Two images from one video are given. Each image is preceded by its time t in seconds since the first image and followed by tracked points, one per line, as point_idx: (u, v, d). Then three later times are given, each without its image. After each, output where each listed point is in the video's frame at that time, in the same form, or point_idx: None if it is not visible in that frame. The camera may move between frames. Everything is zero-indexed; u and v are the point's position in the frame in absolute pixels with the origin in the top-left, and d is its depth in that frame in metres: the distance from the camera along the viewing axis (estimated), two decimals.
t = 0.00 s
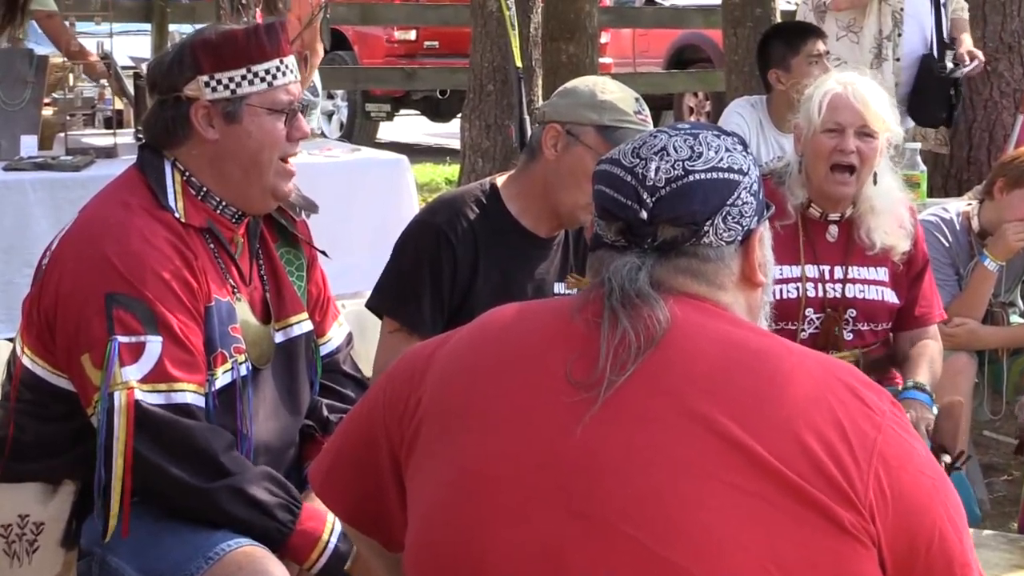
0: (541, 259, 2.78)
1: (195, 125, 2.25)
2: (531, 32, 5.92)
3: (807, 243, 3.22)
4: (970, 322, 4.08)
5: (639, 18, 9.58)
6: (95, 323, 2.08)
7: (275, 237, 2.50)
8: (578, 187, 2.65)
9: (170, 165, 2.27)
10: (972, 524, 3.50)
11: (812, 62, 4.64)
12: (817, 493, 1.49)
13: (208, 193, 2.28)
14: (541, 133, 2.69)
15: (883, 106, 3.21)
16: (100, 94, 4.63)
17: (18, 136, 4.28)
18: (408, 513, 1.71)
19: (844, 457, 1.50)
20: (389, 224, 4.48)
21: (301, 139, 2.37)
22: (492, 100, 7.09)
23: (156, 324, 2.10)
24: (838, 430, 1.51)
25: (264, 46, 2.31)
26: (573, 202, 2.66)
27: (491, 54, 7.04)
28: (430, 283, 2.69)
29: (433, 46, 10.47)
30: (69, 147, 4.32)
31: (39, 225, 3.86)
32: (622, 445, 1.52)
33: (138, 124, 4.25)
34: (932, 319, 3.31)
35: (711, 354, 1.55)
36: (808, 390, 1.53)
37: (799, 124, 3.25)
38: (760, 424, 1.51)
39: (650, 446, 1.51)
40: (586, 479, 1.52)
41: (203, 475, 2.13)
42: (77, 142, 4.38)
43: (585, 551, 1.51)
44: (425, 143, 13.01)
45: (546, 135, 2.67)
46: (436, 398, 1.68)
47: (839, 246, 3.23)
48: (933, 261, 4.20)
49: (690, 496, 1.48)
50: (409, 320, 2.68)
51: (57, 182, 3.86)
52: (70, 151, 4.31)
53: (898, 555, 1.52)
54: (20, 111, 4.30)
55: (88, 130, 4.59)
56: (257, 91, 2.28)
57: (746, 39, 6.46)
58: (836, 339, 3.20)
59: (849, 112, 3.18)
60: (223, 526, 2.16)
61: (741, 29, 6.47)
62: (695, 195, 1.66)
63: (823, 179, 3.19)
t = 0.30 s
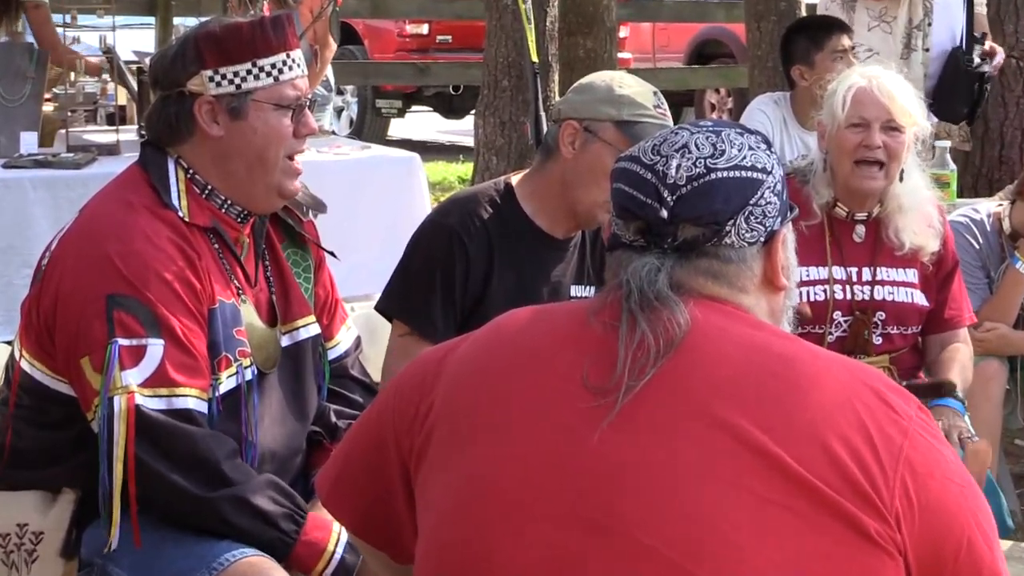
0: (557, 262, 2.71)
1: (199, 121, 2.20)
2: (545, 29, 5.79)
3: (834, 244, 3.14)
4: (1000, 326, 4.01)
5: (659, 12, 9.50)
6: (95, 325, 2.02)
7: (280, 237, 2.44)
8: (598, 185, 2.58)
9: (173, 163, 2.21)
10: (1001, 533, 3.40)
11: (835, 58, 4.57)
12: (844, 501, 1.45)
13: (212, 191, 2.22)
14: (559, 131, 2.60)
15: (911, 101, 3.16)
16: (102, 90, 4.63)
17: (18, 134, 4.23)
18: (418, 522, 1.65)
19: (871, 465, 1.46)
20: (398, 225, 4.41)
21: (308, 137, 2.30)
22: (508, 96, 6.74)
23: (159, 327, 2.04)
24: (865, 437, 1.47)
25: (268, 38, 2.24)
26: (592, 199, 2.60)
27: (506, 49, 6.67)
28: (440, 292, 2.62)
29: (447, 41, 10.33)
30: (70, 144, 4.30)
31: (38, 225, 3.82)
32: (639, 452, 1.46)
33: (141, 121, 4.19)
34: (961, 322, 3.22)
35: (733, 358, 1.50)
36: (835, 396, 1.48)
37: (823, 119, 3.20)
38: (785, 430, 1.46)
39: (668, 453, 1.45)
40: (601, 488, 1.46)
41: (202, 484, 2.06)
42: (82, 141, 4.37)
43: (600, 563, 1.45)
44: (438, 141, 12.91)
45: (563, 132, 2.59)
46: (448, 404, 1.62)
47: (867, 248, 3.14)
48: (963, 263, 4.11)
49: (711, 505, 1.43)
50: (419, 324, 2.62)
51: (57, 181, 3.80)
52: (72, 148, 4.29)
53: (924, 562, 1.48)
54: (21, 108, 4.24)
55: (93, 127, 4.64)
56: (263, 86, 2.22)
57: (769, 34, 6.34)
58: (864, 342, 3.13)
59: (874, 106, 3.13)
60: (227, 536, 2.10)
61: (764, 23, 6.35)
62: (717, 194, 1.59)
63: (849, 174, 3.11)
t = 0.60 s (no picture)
0: (572, 263, 2.63)
1: (199, 116, 2.15)
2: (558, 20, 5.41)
3: (858, 246, 2.97)
4: None
5: (675, 5, 8.97)
6: (93, 327, 1.96)
7: (285, 237, 2.40)
8: (610, 181, 2.52)
9: (174, 160, 2.16)
10: None
11: (856, 53, 4.49)
12: (866, 511, 1.38)
13: (214, 189, 2.17)
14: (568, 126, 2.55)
15: (940, 100, 3.00)
16: (100, 83, 4.78)
17: (15, 129, 4.21)
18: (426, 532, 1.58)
19: (896, 474, 1.39)
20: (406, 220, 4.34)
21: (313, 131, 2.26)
22: (519, 91, 6.27)
23: (158, 330, 1.99)
24: (890, 445, 1.40)
25: (272, 32, 2.20)
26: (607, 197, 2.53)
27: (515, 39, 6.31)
28: (451, 290, 2.54)
29: (456, 33, 10.21)
30: (68, 141, 4.26)
31: (36, 226, 3.77)
32: (654, 459, 1.40)
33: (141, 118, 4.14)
34: (988, 325, 3.05)
35: (754, 362, 1.44)
36: (860, 403, 1.42)
37: (848, 116, 3.02)
38: (807, 437, 1.40)
39: (685, 459, 1.39)
40: (614, 497, 1.40)
41: (203, 494, 2.01)
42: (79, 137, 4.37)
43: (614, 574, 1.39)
44: (447, 137, 12.77)
45: (573, 127, 2.53)
46: (457, 411, 1.55)
47: (892, 250, 2.97)
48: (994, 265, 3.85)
49: (731, 515, 1.36)
50: (429, 324, 2.53)
51: (54, 179, 3.76)
52: (70, 145, 4.25)
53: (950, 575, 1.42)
54: (18, 100, 4.21)
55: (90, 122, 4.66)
56: (265, 80, 2.19)
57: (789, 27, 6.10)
58: (889, 349, 2.93)
59: (903, 105, 2.96)
60: (230, 544, 2.03)
61: (785, 16, 6.12)
62: (737, 193, 1.52)
63: (875, 174, 2.94)
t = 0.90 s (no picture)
0: (590, 262, 2.55)
1: (203, 110, 2.10)
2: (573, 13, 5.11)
3: (881, 246, 2.90)
4: None
5: None
6: (97, 328, 1.90)
7: (291, 235, 2.33)
8: (623, 173, 2.45)
9: (177, 156, 2.11)
10: None
11: (880, 48, 4.40)
12: (890, 521, 1.32)
13: (219, 186, 2.12)
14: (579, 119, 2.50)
15: (968, 101, 2.91)
16: (100, 77, 4.78)
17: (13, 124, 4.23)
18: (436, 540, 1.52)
19: (922, 483, 1.33)
20: (416, 220, 4.27)
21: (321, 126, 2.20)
22: (535, 85, 5.91)
23: (164, 331, 1.93)
24: (917, 453, 1.34)
25: (278, 23, 2.13)
26: (620, 189, 2.46)
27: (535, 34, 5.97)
28: (469, 287, 2.45)
29: (469, 24, 10.15)
30: (68, 135, 4.19)
31: (34, 226, 3.75)
32: (670, 466, 1.34)
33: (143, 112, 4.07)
34: (1018, 330, 2.94)
35: (777, 367, 1.37)
36: (887, 410, 1.36)
37: (871, 115, 2.94)
38: (830, 443, 1.34)
39: (702, 466, 1.33)
40: (628, 506, 1.34)
41: (211, 499, 1.96)
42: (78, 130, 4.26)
43: None
44: (459, 132, 12.70)
45: (583, 119, 2.48)
46: (468, 417, 1.49)
47: (916, 250, 2.90)
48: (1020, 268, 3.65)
49: (752, 526, 1.30)
50: (445, 330, 2.46)
51: (52, 174, 3.74)
52: (69, 139, 4.17)
53: None
54: (13, 95, 4.27)
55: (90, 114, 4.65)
56: (271, 73, 2.12)
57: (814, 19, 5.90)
58: (912, 354, 2.87)
59: (927, 106, 2.88)
60: (233, 554, 1.99)
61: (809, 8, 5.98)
62: (761, 192, 1.46)
63: (897, 177, 2.86)
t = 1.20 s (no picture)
0: (597, 259, 2.47)
1: (197, 104, 2.05)
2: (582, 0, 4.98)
3: (902, 243, 2.82)
4: None
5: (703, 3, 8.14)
6: (88, 331, 1.84)
7: (292, 233, 2.28)
8: (631, 168, 2.39)
9: (173, 151, 2.05)
10: None
11: (898, 40, 4.23)
12: (912, 530, 1.26)
13: (215, 183, 2.06)
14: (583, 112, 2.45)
15: (995, 94, 2.84)
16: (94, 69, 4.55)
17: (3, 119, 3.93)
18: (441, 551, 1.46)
19: (944, 492, 1.27)
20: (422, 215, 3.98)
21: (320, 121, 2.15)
22: (543, 79, 5.84)
23: (155, 333, 1.88)
24: (939, 461, 1.28)
25: (276, 13, 2.08)
26: (629, 182, 2.39)
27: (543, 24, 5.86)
28: (471, 288, 2.38)
29: (476, 16, 9.91)
30: (60, 130, 4.01)
31: (26, 224, 3.44)
32: (682, 471, 1.28)
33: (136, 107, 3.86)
34: None
35: (795, 370, 1.31)
36: (909, 414, 1.29)
37: (894, 108, 2.87)
38: (849, 449, 1.27)
39: (716, 470, 1.27)
40: (639, 513, 1.28)
41: (205, 506, 1.90)
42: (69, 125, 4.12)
43: None
44: (465, 128, 12.58)
45: (589, 112, 2.43)
46: (472, 421, 1.43)
47: (939, 249, 2.83)
48: None
49: (770, 537, 1.24)
50: (449, 330, 2.39)
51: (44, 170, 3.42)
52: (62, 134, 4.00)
53: None
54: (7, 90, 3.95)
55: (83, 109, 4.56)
56: (268, 64, 2.07)
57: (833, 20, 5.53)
58: (935, 358, 2.79)
59: (952, 97, 2.80)
60: (232, 562, 1.94)
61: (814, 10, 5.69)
62: (779, 191, 1.39)
63: (920, 171, 2.79)
